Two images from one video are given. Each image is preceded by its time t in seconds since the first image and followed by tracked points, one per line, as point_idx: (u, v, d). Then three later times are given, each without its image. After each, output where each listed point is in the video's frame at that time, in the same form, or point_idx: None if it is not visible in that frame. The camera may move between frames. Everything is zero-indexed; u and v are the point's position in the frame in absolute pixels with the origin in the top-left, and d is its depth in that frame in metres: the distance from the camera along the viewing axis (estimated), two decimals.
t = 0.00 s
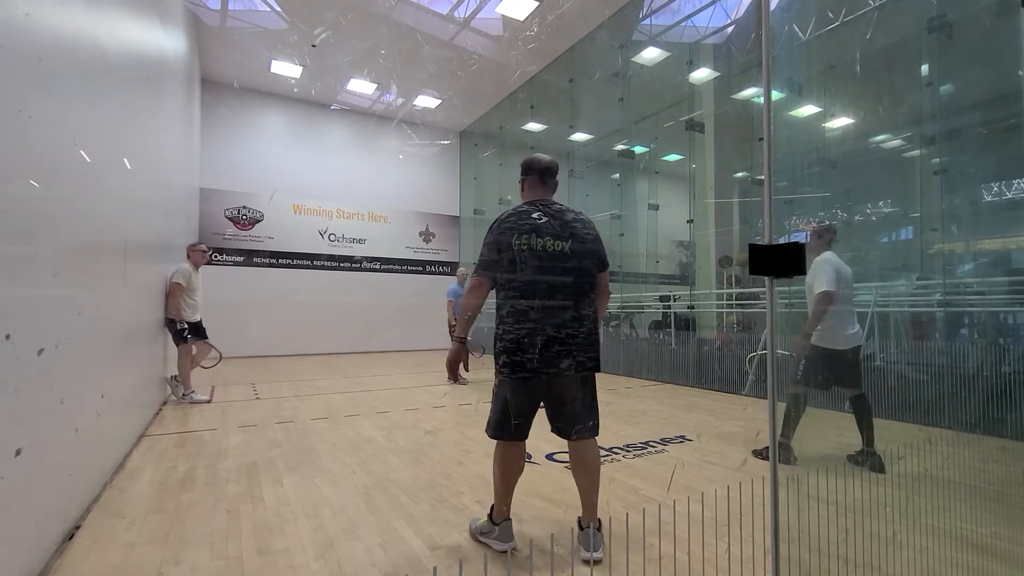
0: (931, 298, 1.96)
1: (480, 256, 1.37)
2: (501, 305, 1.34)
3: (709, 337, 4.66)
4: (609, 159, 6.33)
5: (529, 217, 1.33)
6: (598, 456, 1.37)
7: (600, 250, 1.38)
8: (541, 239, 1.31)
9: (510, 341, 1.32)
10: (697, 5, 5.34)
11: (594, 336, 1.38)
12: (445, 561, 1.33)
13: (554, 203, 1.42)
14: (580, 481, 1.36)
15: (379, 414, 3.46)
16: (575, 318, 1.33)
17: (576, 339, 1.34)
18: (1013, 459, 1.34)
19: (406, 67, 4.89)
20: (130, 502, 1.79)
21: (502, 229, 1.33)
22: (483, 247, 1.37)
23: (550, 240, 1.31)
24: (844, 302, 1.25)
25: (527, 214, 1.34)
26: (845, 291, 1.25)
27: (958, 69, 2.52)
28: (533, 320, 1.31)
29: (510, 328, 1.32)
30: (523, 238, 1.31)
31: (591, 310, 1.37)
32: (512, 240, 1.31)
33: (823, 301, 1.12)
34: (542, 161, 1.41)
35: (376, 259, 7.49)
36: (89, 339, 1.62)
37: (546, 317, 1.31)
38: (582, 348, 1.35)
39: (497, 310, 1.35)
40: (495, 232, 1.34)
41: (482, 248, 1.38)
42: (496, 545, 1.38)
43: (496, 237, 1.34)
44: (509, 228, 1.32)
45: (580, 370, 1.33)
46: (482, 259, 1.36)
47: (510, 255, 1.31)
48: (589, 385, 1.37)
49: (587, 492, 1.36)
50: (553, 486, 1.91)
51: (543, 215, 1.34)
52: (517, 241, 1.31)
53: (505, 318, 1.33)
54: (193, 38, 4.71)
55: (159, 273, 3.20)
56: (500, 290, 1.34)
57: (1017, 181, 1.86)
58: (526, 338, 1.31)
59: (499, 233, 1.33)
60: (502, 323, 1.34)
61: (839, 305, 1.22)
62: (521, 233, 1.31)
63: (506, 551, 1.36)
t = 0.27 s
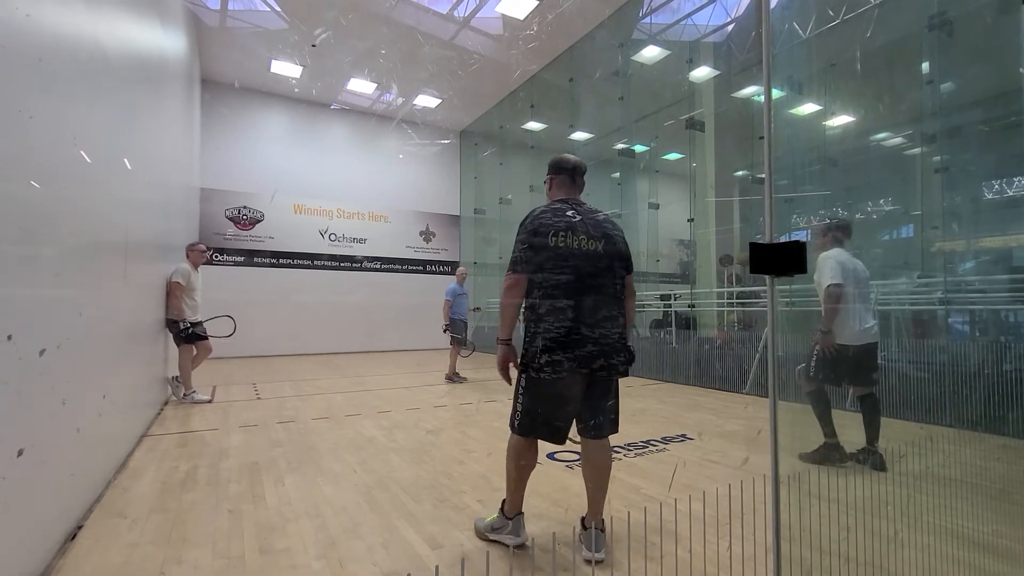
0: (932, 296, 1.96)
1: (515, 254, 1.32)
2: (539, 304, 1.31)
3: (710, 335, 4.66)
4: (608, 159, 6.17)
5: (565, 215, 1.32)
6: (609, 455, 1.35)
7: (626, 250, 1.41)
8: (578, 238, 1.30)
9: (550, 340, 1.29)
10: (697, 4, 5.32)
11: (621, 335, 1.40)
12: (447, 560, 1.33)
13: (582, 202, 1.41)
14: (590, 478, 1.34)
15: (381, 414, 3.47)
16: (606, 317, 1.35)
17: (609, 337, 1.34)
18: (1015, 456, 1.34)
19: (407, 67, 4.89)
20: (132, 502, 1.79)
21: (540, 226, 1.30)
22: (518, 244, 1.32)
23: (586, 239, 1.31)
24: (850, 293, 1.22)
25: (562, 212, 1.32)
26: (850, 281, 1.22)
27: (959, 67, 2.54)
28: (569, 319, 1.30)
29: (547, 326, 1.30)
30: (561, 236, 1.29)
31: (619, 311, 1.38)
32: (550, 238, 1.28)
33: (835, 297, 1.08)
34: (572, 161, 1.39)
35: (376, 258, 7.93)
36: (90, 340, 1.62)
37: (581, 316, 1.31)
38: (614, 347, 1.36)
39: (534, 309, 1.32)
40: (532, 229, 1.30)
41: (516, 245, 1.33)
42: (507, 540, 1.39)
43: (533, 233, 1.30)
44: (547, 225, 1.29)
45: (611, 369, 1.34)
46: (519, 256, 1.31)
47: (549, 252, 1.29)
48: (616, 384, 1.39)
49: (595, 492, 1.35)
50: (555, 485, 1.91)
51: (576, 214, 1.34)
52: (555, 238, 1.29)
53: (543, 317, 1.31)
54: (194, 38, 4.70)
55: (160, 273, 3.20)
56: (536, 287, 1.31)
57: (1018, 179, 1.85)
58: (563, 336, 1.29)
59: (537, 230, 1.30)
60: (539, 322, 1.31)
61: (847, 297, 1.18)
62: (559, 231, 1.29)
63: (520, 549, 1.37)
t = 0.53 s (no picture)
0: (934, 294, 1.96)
1: (527, 250, 1.33)
2: (550, 300, 1.32)
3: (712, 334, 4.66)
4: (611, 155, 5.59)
5: (577, 212, 1.32)
6: (615, 446, 1.33)
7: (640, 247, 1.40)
8: (590, 235, 1.30)
9: (560, 337, 1.30)
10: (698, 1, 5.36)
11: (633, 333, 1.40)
12: (450, 559, 1.33)
13: (596, 199, 1.41)
14: (594, 479, 1.34)
15: (382, 413, 3.47)
16: (618, 316, 1.34)
17: (620, 335, 1.34)
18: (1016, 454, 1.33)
19: (408, 68, 4.89)
20: (136, 502, 1.80)
21: (552, 222, 1.30)
22: (531, 240, 1.33)
23: (599, 237, 1.30)
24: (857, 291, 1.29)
25: (574, 209, 1.32)
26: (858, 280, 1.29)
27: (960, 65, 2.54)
28: (579, 316, 1.31)
29: (556, 323, 1.31)
30: (573, 233, 1.29)
31: (632, 310, 1.37)
32: (562, 234, 1.29)
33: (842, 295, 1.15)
34: (587, 159, 1.37)
35: (379, 258, 7.69)
36: (93, 341, 1.63)
37: (591, 314, 1.31)
38: (626, 344, 1.35)
39: (546, 306, 1.32)
40: (545, 226, 1.31)
41: (528, 242, 1.34)
42: (533, 541, 1.37)
43: (546, 230, 1.31)
44: (559, 222, 1.30)
45: (622, 368, 1.33)
46: (531, 253, 1.32)
47: (560, 249, 1.29)
48: (627, 384, 1.37)
49: (602, 484, 1.34)
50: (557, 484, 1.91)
51: (589, 211, 1.34)
52: (567, 235, 1.29)
53: (554, 314, 1.31)
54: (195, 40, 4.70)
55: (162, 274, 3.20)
56: (548, 283, 1.32)
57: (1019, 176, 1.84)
58: (571, 334, 1.30)
59: (549, 227, 1.30)
60: (550, 319, 1.32)
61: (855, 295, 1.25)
62: (571, 228, 1.29)
63: (545, 548, 1.36)
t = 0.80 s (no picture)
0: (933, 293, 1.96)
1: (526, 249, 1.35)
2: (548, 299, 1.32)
3: (713, 333, 4.65)
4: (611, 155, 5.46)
5: (577, 212, 1.31)
6: (617, 450, 1.34)
7: (644, 247, 1.38)
8: (589, 235, 1.29)
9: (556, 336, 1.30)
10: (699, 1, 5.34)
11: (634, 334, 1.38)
12: (452, 558, 1.33)
13: (599, 198, 1.40)
14: (596, 479, 1.34)
15: (383, 412, 3.47)
16: (617, 316, 1.33)
17: (620, 335, 1.33)
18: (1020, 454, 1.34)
19: (409, 67, 4.89)
20: (138, 502, 1.80)
21: (550, 222, 1.31)
22: (529, 240, 1.34)
23: (598, 236, 1.30)
24: (851, 298, 1.19)
25: (574, 208, 1.32)
26: (852, 286, 1.19)
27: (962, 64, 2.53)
28: (577, 315, 1.30)
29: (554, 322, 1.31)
30: (571, 232, 1.29)
31: (632, 309, 1.36)
32: (559, 234, 1.29)
33: (829, 293, 1.05)
34: (593, 157, 1.36)
35: (380, 258, 7.93)
36: (95, 342, 1.63)
37: (589, 314, 1.31)
38: (626, 345, 1.34)
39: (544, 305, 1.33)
40: (543, 225, 1.32)
41: (528, 241, 1.36)
42: (535, 540, 1.37)
43: (544, 229, 1.32)
44: (557, 221, 1.30)
45: (621, 369, 1.32)
46: (529, 252, 1.33)
47: (557, 248, 1.29)
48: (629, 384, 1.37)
49: (604, 488, 1.34)
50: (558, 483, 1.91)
51: (590, 210, 1.33)
52: (565, 235, 1.29)
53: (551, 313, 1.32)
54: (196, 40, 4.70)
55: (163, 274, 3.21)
56: (547, 282, 1.32)
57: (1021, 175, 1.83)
58: (569, 333, 1.30)
59: (547, 227, 1.31)
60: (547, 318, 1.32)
61: (847, 300, 1.15)
62: (569, 228, 1.29)
63: (547, 547, 1.36)
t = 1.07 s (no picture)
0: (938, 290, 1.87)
1: (523, 249, 1.36)
2: (545, 299, 1.33)
3: (714, 332, 4.64)
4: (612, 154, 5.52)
5: (574, 212, 1.31)
6: (616, 451, 1.34)
7: (642, 246, 1.36)
8: (586, 235, 1.29)
9: (552, 336, 1.31)
10: None
11: (633, 334, 1.37)
12: (453, 558, 1.33)
13: (597, 197, 1.40)
14: (596, 479, 1.35)
15: (385, 412, 3.47)
16: (615, 316, 1.32)
17: (618, 335, 1.32)
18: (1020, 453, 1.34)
19: (409, 67, 4.90)
20: (140, 502, 1.80)
21: (546, 223, 1.32)
22: (527, 240, 1.35)
23: (595, 236, 1.29)
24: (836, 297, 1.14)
25: (571, 208, 1.32)
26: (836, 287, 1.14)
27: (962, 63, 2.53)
28: (574, 316, 1.31)
29: (550, 322, 1.32)
30: (567, 233, 1.29)
31: (631, 309, 1.35)
32: (555, 235, 1.29)
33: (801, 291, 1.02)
34: (591, 155, 1.36)
35: (381, 258, 7.82)
36: (96, 343, 1.63)
37: (586, 314, 1.31)
38: (624, 345, 1.33)
39: (541, 305, 1.34)
40: (540, 226, 1.33)
41: (526, 241, 1.37)
42: (536, 540, 1.37)
43: (541, 230, 1.32)
44: (553, 222, 1.30)
45: (618, 369, 1.31)
46: (527, 253, 1.35)
47: (554, 249, 1.30)
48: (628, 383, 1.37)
49: (603, 489, 1.35)
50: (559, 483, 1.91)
51: (588, 210, 1.33)
52: (561, 235, 1.29)
53: (548, 313, 1.32)
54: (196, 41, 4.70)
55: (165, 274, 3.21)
56: (544, 283, 1.33)
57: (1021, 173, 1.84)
58: (565, 334, 1.30)
59: (543, 228, 1.32)
60: (544, 318, 1.33)
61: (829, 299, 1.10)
62: (565, 228, 1.29)
63: (548, 546, 1.35)
